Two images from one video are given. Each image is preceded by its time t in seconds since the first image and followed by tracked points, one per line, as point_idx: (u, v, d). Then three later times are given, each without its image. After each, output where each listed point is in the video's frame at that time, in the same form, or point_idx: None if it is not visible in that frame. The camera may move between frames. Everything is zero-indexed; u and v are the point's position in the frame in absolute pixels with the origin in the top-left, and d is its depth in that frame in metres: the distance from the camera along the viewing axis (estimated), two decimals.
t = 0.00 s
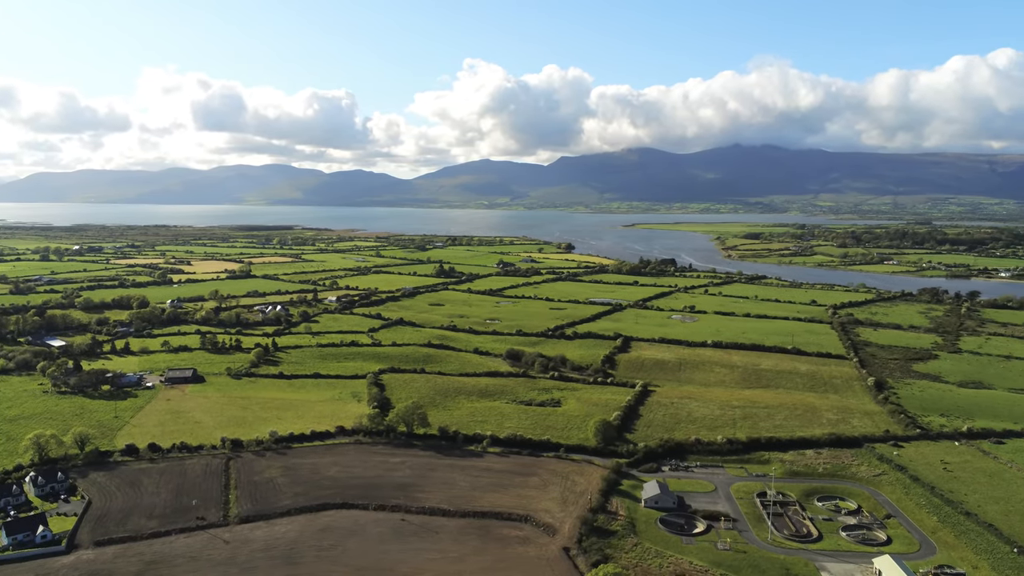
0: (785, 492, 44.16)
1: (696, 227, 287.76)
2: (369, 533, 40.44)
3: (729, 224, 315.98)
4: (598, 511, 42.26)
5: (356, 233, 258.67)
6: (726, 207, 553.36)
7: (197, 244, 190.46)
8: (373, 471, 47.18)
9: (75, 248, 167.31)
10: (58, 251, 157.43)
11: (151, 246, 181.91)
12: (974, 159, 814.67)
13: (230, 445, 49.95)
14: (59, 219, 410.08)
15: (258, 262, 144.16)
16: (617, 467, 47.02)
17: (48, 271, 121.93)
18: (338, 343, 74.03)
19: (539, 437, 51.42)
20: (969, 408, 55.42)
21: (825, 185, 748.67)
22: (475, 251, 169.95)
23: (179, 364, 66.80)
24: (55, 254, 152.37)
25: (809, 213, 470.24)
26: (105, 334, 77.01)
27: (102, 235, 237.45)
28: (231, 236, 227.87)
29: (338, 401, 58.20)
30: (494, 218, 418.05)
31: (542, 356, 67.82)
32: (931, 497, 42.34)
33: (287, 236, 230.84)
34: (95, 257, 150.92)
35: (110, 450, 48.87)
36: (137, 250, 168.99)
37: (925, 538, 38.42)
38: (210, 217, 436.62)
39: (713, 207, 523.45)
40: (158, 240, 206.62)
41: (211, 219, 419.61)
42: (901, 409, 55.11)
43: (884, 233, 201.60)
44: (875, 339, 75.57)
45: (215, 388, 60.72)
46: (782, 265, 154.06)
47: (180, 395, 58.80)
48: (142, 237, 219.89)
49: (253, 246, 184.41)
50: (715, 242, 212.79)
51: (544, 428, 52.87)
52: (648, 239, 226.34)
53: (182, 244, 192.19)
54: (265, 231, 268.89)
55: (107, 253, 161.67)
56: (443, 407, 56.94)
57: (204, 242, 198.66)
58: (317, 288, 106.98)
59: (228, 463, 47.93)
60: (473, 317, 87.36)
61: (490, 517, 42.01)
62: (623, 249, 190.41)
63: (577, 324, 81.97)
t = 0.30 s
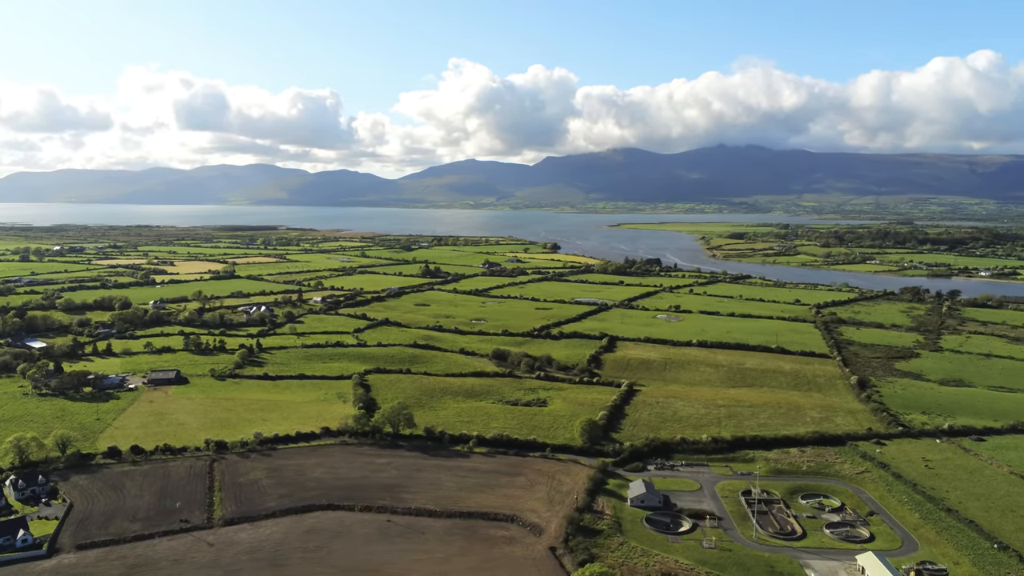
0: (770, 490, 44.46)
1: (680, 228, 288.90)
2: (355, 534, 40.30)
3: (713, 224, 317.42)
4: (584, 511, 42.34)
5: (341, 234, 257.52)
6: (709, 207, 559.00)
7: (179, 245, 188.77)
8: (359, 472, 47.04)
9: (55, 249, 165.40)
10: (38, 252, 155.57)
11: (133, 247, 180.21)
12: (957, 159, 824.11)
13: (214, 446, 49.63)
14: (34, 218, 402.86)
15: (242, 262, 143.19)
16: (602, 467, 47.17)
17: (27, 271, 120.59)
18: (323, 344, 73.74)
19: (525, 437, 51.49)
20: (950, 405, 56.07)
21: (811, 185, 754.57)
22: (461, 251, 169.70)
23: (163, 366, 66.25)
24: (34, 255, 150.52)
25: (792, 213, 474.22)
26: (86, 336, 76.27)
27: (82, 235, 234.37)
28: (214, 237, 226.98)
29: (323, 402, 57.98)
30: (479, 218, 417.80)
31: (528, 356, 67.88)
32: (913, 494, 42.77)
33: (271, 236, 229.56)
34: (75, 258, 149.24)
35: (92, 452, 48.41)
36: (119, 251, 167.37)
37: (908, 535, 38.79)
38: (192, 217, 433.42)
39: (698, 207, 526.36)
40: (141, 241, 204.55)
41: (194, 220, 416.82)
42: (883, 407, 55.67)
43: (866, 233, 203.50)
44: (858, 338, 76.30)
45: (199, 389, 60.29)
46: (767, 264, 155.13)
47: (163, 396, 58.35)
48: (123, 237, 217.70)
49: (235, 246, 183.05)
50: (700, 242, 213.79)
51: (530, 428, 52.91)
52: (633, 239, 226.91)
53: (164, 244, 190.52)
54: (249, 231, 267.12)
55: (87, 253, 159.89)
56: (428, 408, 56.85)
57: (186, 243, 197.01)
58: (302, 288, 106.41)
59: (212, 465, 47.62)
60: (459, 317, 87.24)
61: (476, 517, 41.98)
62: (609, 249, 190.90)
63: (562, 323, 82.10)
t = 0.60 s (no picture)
0: (755, 488, 44.74)
1: (666, 228, 289.50)
2: (340, 536, 40.13)
3: (699, 224, 318.09)
4: (571, 510, 42.41)
5: (327, 234, 256.13)
6: (695, 207, 563.17)
7: (162, 245, 187.15)
8: (345, 473, 46.86)
9: (35, 249, 163.30)
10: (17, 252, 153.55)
11: (115, 247, 178.44)
12: (942, 159, 833.29)
13: (198, 449, 49.26)
14: (13, 217, 397.64)
15: (226, 262, 142.14)
16: (589, 466, 47.29)
17: (7, 272, 119.11)
18: (308, 345, 73.40)
19: (512, 437, 51.52)
20: (931, 403, 56.72)
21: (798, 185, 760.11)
22: (446, 251, 169.45)
23: (145, 367, 65.64)
24: (13, 255, 148.52)
25: (777, 213, 477.36)
26: (67, 338, 75.42)
27: (62, 236, 231.44)
28: (197, 237, 225.43)
29: (308, 403, 57.72)
30: (466, 218, 417.23)
31: (514, 356, 67.92)
32: (896, 492, 43.21)
33: (255, 236, 228.01)
34: (55, 258, 147.49)
35: (74, 455, 47.88)
36: (101, 251, 165.60)
37: (890, 531, 39.17)
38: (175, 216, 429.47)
39: (684, 206, 528.66)
40: (122, 242, 202.59)
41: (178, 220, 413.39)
42: (866, 405, 56.21)
43: (848, 232, 205.29)
44: (842, 337, 76.96)
45: (183, 391, 59.82)
46: (751, 264, 156.10)
47: (146, 398, 57.84)
48: (104, 238, 215.39)
49: (219, 247, 181.67)
50: (685, 242, 214.64)
51: (516, 428, 52.95)
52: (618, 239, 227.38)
53: (146, 244, 188.66)
54: (233, 231, 264.97)
55: (68, 254, 158.01)
56: (414, 408, 56.74)
57: (168, 243, 195.28)
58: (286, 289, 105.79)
59: (196, 467, 47.25)
60: (445, 317, 87.10)
61: (462, 518, 41.92)
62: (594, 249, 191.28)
63: (548, 323, 82.22)
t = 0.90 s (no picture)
0: (740, 487, 45.03)
1: (651, 228, 289.88)
2: (326, 537, 39.95)
3: (684, 224, 318.77)
4: (557, 510, 42.47)
5: (312, 235, 254.82)
6: (682, 207, 566.37)
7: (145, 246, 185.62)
8: (331, 474, 46.68)
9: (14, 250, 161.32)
10: None
11: (96, 248, 176.72)
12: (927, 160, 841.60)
13: (182, 451, 48.92)
14: None
15: (210, 262, 141.11)
16: (575, 466, 47.39)
17: None
18: (293, 346, 73.07)
19: (498, 437, 51.55)
20: (913, 401, 57.32)
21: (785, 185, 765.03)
22: (432, 251, 169.09)
23: (127, 369, 65.11)
24: None
25: (761, 213, 480.31)
26: (48, 339, 74.61)
27: (43, 236, 229.17)
28: (180, 237, 223.73)
29: (294, 404, 57.46)
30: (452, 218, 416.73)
31: (500, 356, 67.94)
32: (879, 489, 43.63)
33: (239, 237, 226.43)
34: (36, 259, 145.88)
35: (55, 459, 47.36)
36: (82, 251, 163.95)
37: (874, 529, 39.53)
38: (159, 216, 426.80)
39: (669, 206, 530.78)
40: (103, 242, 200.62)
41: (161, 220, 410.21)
42: (849, 403, 56.71)
43: (831, 232, 206.86)
44: (825, 336, 77.59)
45: (166, 392, 59.37)
46: (736, 263, 156.96)
47: (129, 400, 57.36)
48: (84, 238, 213.22)
49: (202, 247, 180.35)
50: (671, 242, 215.34)
51: (503, 429, 52.97)
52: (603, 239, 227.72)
53: (128, 245, 186.98)
54: (217, 232, 263.10)
55: (49, 254, 156.27)
56: (400, 409, 56.65)
57: (150, 243, 193.56)
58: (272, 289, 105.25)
59: (180, 469, 46.92)
60: (431, 318, 86.98)
61: (449, 518, 41.87)
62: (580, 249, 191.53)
63: (534, 323, 82.32)
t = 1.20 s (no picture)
0: (725, 485, 45.30)
1: (637, 227, 289.95)
2: (312, 539, 39.77)
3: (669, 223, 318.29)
4: (543, 510, 42.52)
5: (297, 235, 253.30)
6: (670, 207, 568.91)
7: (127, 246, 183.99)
8: (316, 475, 46.48)
9: None
10: None
11: (77, 248, 174.88)
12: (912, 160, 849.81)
13: (165, 453, 48.58)
14: None
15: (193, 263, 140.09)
16: (562, 465, 47.47)
17: None
18: (278, 346, 72.71)
19: (484, 437, 51.55)
20: (896, 399, 57.91)
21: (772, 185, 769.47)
22: (418, 252, 168.59)
23: (109, 370, 64.54)
24: None
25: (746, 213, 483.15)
26: (29, 341, 73.77)
27: (21, 236, 226.24)
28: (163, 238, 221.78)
29: (279, 405, 57.19)
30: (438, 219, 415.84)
31: (486, 356, 67.97)
32: (862, 486, 44.05)
33: (223, 237, 224.68)
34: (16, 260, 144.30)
35: (36, 462, 46.83)
36: (64, 252, 162.22)
37: (857, 526, 39.88)
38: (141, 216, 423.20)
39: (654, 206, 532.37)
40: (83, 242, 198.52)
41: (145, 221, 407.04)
42: (833, 402, 57.20)
43: (815, 232, 208.30)
44: (809, 335, 78.20)
45: (149, 394, 58.91)
46: (721, 263, 157.70)
47: (111, 402, 56.84)
48: (64, 239, 210.92)
49: (185, 247, 178.91)
50: (656, 242, 215.89)
51: (489, 429, 52.98)
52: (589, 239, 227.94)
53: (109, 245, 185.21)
54: (200, 232, 260.88)
55: (29, 255, 154.53)
56: (386, 409, 56.52)
57: (132, 244, 191.77)
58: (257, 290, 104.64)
59: (164, 472, 46.57)
60: (417, 318, 86.81)
61: (435, 519, 41.82)
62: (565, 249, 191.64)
63: (520, 323, 82.41)
